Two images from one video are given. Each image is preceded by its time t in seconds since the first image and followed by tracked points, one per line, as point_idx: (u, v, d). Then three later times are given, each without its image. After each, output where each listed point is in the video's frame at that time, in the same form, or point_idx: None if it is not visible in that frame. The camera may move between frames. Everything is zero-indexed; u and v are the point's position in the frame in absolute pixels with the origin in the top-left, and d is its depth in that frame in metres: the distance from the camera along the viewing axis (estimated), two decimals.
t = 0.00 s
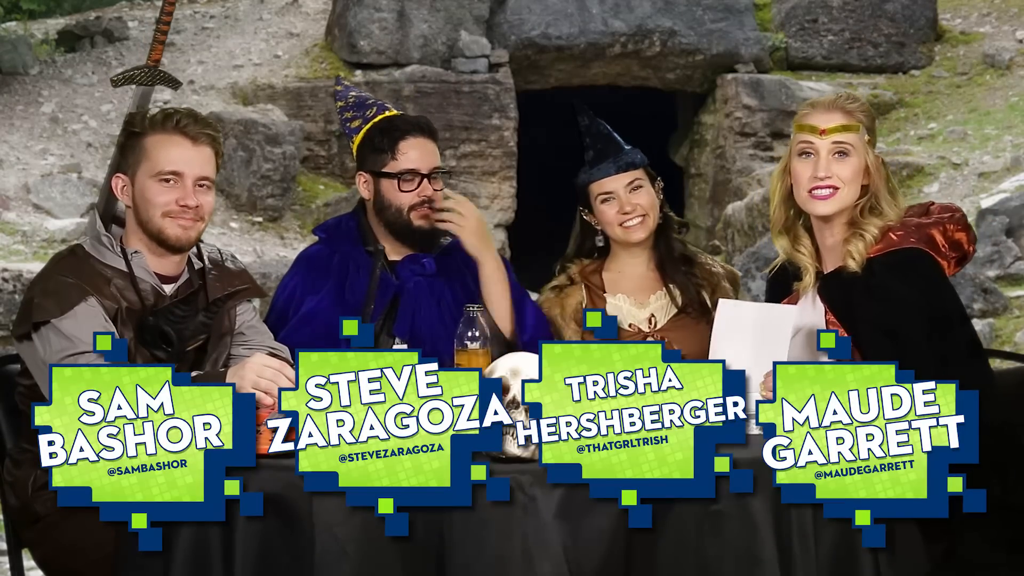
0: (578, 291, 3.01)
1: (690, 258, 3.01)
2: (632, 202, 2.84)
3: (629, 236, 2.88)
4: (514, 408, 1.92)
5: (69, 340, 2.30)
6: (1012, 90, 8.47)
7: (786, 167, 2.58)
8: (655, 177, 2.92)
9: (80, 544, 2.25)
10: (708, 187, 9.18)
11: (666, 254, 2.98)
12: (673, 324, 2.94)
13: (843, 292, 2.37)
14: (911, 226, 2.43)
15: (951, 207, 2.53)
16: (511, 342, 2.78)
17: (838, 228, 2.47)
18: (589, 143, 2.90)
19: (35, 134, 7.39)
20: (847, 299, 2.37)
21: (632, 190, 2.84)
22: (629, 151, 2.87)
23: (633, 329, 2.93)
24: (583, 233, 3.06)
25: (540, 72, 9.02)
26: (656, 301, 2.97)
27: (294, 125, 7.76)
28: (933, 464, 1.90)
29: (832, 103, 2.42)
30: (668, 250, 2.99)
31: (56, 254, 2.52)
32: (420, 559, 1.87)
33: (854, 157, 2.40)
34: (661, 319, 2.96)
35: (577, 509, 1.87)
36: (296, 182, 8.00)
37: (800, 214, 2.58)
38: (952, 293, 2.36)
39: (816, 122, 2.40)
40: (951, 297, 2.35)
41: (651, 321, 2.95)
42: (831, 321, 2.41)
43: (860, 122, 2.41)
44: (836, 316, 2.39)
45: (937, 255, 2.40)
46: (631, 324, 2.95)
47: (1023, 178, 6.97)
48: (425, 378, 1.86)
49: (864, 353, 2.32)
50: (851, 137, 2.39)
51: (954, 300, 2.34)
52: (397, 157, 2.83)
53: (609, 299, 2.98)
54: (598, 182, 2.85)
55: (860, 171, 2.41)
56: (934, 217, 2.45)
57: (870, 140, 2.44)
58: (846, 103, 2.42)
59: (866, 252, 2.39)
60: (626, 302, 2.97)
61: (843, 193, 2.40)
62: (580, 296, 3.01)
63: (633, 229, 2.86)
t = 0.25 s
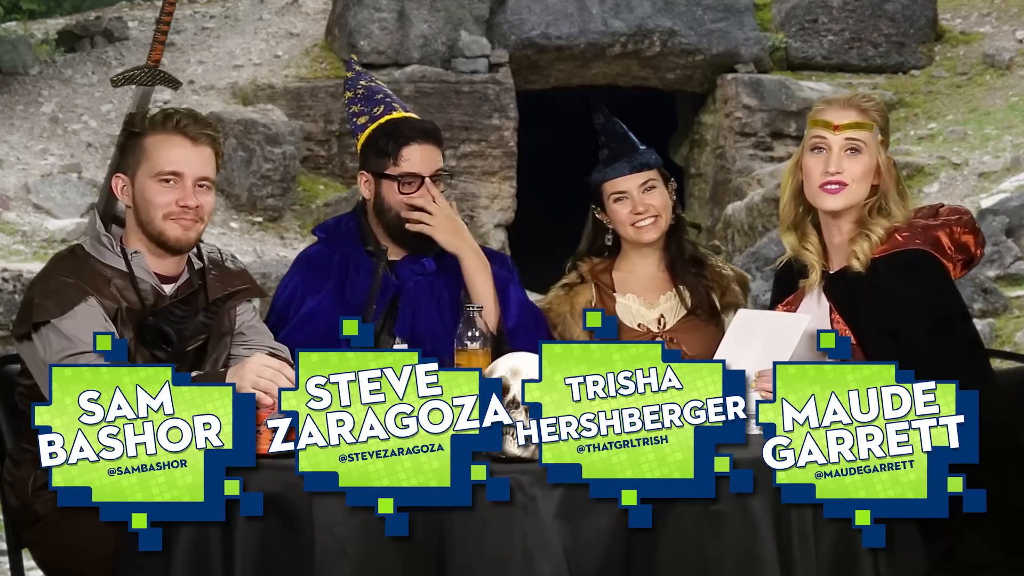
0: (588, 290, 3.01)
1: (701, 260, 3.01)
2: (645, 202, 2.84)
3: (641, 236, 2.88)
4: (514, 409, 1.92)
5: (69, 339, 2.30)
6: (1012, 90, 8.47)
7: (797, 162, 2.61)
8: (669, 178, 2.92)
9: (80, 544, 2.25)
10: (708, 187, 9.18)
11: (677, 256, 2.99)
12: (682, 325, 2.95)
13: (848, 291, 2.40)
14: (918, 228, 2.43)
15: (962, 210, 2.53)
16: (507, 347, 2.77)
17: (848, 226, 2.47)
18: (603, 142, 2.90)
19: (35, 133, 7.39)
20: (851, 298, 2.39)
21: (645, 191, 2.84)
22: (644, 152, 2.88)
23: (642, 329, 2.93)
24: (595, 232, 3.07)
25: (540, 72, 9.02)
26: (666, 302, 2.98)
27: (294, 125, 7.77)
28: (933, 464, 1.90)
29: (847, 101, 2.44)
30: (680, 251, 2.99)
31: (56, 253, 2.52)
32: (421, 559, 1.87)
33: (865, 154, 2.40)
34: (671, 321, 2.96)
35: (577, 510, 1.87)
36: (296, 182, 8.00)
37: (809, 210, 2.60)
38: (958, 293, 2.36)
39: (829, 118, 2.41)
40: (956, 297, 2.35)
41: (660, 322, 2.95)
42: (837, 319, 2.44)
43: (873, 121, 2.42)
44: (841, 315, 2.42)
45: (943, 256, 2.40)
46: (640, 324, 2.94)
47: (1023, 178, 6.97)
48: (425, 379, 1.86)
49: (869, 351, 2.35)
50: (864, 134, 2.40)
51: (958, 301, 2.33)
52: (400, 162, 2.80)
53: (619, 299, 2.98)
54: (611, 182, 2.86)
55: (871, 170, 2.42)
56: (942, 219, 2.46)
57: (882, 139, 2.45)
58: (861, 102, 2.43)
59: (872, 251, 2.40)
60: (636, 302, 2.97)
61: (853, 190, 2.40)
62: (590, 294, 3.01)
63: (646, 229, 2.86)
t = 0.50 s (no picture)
0: (593, 289, 3.02)
1: (707, 261, 3.01)
2: (654, 201, 2.84)
3: (648, 235, 2.88)
4: (514, 408, 1.92)
5: (69, 339, 2.30)
6: (1012, 90, 8.47)
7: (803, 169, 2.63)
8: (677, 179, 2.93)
9: (80, 544, 2.26)
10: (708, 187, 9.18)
11: (683, 256, 3.00)
12: (687, 326, 2.96)
13: (858, 289, 2.39)
14: (929, 228, 2.44)
15: (973, 212, 2.54)
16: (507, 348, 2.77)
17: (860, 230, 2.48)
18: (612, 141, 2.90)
19: (35, 133, 7.39)
20: (861, 297, 2.39)
21: (654, 189, 2.84)
22: (652, 151, 2.87)
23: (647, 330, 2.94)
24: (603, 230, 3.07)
25: (539, 72, 9.02)
26: (671, 303, 2.98)
27: (294, 125, 7.77)
28: (933, 464, 1.90)
29: (849, 108, 2.43)
30: (687, 252, 2.99)
31: (56, 253, 2.52)
32: (421, 559, 1.87)
33: (871, 163, 2.42)
34: (677, 321, 2.97)
35: (577, 510, 1.87)
36: (296, 182, 8.00)
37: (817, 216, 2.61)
38: (965, 292, 2.36)
39: (832, 128, 2.41)
40: (963, 296, 2.35)
41: (665, 323, 2.96)
42: (845, 319, 2.45)
43: (876, 126, 2.42)
44: (849, 315, 2.42)
45: (953, 257, 2.41)
46: (645, 325, 2.95)
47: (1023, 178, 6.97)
48: (425, 379, 1.86)
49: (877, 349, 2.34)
50: (869, 141, 2.41)
51: (965, 299, 2.33)
52: (392, 161, 2.79)
53: (625, 299, 2.99)
54: (619, 181, 2.86)
55: (877, 177, 2.42)
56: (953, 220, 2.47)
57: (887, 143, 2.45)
58: (863, 108, 2.43)
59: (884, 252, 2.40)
60: (641, 302, 2.98)
61: (862, 196, 2.41)
62: (596, 293, 3.02)
63: (653, 228, 2.86)
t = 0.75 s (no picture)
0: (591, 290, 3.01)
1: (707, 261, 3.03)
2: (664, 196, 2.84)
3: (655, 232, 2.87)
4: (515, 409, 1.92)
5: (69, 339, 2.30)
6: (1012, 90, 8.47)
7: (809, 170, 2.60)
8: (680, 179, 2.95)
9: (80, 544, 2.26)
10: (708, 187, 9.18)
11: (682, 258, 3.00)
12: (686, 326, 2.96)
13: (864, 290, 2.40)
14: (936, 229, 2.45)
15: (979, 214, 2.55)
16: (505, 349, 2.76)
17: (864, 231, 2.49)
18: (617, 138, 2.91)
19: (35, 133, 7.39)
20: (866, 297, 2.39)
21: (665, 185, 2.84)
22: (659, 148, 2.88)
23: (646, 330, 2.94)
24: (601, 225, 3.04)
25: (539, 72, 9.02)
26: (669, 303, 2.98)
27: (294, 125, 7.77)
28: (932, 464, 1.90)
29: (853, 110, 2.44)
30: (685, 252, 3.01)
31: (56, 254, 2.52)
32: (421, 559, 1.87)
33: (876, 166, 2.42)
34: (674, 322, 2.97)
35: (577, 510, 1.87)
36: (296, 182, 8.00)
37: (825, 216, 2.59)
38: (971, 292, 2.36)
39: (837, 131, 2.42)
40: (968, 296, 2.35)
41: (663, 323, 2.96)
42: (848, 320, 2.44)
43: (881, 129, 2.43)
44: (853, 317, 2.42)
45: (959, 258, 2.41)
46: (642, 325, 2.95)
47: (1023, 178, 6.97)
48: (425, 378, 1.86)
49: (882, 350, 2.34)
50: (873, 144, 2.41)
51: (969, 299, 2.33)
52: (376, 158, 2.81)
53: (623, 299, 2.99)
54: (627, 176, 2.86)
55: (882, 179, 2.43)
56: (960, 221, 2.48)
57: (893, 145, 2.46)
58: (868, 110, 2.43)
59: (890, 252, 2.40)
60: (640, 303, 2.98)
61: (868, 199, 2.42)
62: (593, 294, 3.00)
63: (660, 224, 2.86)
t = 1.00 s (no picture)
0: (585, 292, 3.01)
1: (701, 260, 3.03)
2: (668, 197, 2.85)
3: (654, 233, 2.87)
4: (515, 409, 1.91)
5: (69, 339, 2.30)
6: (1012, 90, 8.47)
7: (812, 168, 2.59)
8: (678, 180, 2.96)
9: (80, 545, 2.26)
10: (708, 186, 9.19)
11: (677, 258, 3.01)
12: (681, 326, 2.96)
13: (865, 290, 2.41)
14: (937, 229, 2.44)
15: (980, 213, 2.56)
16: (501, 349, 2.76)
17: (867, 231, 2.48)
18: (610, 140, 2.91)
19: (35, 133, 7.39)
20: (868, 297, 2.40)
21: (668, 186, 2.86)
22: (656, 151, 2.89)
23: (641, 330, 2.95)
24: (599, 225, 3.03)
25: (540, 72, 9.02)
26: (664, 303, 2.98)
27: (294, 125, 7.76)
28: (932, 464, 1.90)
29: (856, 108, 2.43)
30: (681, 251, 3.02)
31: (56, 253, 2.52)
32: (421, 559, 1.87)
33: (877, 164, 2.41)
34: (669, 322, 2.97)
35: (577, 509, 1.87)
36: (296, 182, 8.00)
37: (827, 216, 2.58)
38: (972, 293, 2.36)
39: (838, 129, 2.42)
40: (970, 297, 2.36)
41: (658, 323, 2.96)
42: (850, 322, 2.44)
43: (883, 127, 2.42)
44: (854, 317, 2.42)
45: (961, 259, 2.41)
46: (637, 326, 2.95)
47: (1023, 178, 6.96)
48: (425, 378, 1.86)
49: (883, 350, 2.36)
50: (875, 142, 2.41)
51: (972, 301, 2.34)
52: (375, 155, 2.81)
53: (618, 300, 2.99)
54: (629, 176, 2.85)
55: (884, 177, 2.42)
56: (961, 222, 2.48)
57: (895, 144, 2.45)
58: (870, 109, 2.43)
59: (892, 253, 2.40)
60: (634, 303, 2.98)
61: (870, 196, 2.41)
62: (588, 296, 3.01)
63: (661, 225, 2.86)
